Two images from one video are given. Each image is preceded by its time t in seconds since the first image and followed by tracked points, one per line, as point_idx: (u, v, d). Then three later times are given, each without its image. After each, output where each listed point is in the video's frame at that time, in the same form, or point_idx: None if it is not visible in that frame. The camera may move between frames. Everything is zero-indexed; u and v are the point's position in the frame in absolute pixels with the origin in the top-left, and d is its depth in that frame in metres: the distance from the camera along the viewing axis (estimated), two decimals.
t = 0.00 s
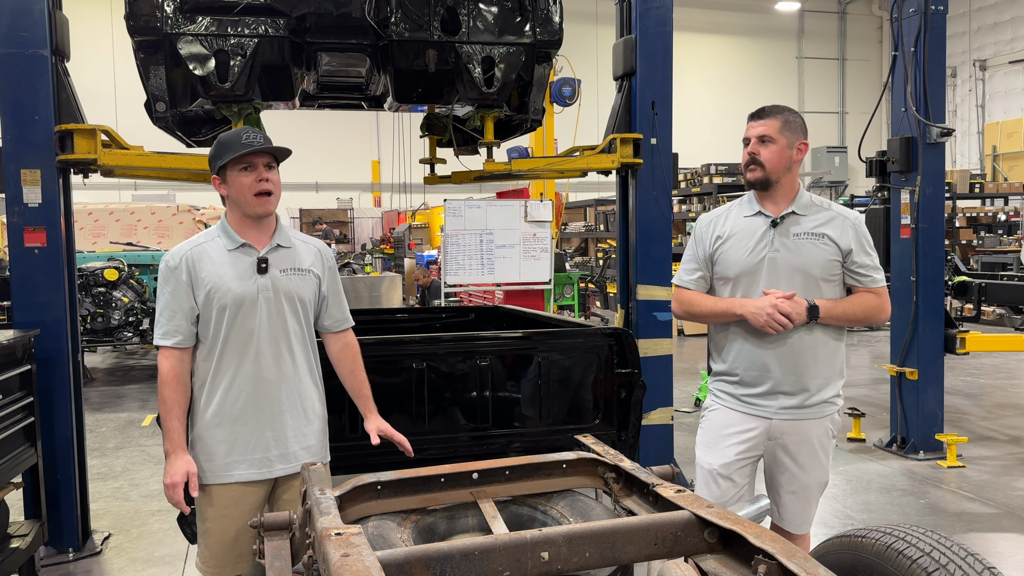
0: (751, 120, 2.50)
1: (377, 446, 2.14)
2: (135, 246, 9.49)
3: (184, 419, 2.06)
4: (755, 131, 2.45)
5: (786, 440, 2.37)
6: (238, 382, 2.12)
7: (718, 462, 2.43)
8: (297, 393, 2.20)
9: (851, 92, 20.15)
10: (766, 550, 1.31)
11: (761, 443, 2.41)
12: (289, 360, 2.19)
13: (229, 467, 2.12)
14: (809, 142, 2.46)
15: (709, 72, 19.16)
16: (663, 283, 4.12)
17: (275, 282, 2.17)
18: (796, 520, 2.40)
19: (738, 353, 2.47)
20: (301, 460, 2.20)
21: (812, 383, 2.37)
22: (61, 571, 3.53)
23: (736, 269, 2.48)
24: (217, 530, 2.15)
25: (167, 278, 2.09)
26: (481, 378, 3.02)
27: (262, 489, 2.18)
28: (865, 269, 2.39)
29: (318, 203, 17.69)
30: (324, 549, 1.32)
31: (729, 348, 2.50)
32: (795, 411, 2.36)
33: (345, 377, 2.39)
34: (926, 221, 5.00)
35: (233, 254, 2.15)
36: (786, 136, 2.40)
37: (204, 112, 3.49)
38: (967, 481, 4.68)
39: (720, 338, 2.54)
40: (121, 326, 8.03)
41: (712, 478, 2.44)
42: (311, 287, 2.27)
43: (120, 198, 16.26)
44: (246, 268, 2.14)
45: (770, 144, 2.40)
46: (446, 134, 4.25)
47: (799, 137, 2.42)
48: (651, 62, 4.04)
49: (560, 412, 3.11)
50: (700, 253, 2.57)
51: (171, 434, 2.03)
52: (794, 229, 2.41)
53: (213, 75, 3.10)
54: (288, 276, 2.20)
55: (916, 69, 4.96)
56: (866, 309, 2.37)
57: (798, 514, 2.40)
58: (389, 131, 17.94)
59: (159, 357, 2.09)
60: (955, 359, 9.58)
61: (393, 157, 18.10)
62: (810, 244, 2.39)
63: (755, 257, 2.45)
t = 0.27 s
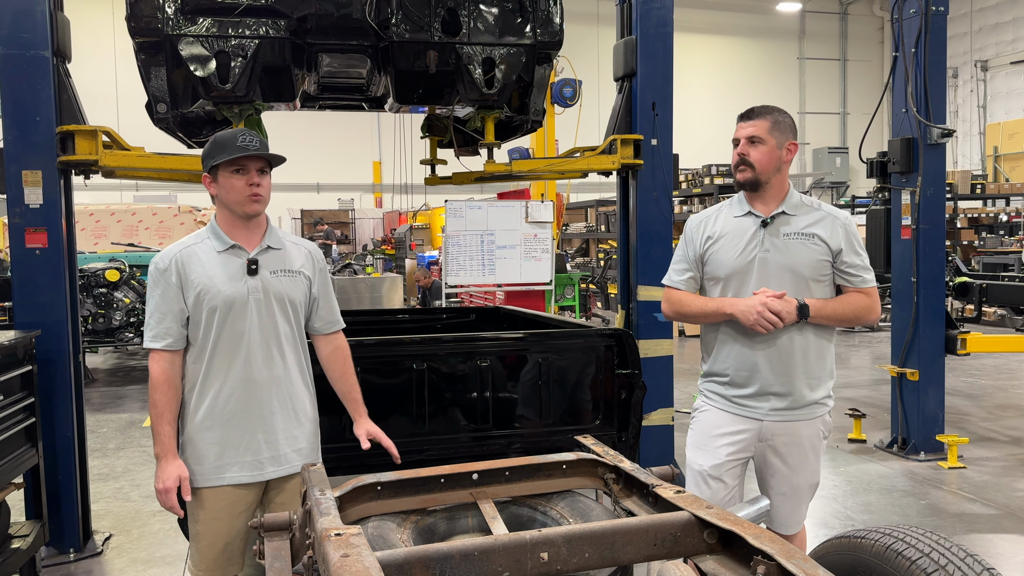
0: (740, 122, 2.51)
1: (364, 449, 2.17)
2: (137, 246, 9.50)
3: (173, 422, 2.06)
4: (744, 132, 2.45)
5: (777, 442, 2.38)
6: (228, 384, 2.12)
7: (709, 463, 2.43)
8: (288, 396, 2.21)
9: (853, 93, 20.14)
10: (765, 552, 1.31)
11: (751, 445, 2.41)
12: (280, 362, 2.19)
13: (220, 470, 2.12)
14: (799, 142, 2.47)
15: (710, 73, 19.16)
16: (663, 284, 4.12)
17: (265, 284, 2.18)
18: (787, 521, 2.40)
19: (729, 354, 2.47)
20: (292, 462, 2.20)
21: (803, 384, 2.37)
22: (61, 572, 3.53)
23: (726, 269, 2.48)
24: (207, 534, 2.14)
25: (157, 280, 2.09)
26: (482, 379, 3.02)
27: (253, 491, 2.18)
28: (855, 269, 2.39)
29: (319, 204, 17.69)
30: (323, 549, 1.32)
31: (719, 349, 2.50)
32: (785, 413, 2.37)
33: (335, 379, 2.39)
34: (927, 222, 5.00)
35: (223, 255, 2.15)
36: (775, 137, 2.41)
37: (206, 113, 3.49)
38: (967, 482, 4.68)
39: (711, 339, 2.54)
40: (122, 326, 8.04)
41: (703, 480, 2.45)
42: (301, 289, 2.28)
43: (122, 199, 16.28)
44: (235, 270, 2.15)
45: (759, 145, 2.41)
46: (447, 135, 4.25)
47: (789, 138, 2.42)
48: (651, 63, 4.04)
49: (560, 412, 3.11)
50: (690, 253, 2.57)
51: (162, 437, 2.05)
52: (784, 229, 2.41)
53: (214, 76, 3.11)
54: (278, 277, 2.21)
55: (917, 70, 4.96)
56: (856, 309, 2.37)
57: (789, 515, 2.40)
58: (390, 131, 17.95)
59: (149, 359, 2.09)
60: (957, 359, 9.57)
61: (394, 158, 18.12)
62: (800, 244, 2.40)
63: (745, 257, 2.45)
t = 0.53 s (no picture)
0: (737, 122, 2.50)
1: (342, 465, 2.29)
2: (137, 247, 9.51)
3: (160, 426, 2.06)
4: (739, 132, 2.44)
5: (774, 443, 2.37)
6: (216, 388, 2.12)
7: (705, 464, 2.43)
8: (276, 399, 2.21)
9: (854, 93, 20.13)
10: (765, 553, 1.31)
11: (748, 446, 2.41)
12: (268, 365, 2.20)
13: (207, 474, 2.12)
14: (795, 143, 2.46)
15: (712, 73, 19.14)
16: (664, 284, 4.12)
17: (253, 287, 2.18)
18: (784, 522, 2.40)
19: (725, 355, 2.46)
20: (280, 466, 2.21)
21: (801, 385, 2.37)
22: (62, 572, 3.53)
23: (722, 270, 2.48)
24: (196, 537, 2.14)
25: (145, 283, 2.09)
26: (483, 380, 3.02)
27: (242, 495, 2.18)
28: (852, 269, 2.39)
29: (320, 204, 17.69)
30: (324, 550, 1.32)
31: (716, 351, 2.50)
32: (782, 414, 2.36)
33: (323, 385, 2.41)
34: (928, 223, 4.99)
35: (212, 258, 2.15)
36: (771, 137, 2.40)
37: (207, 113, 3.49)
38: (969, 483, 4.67)
39: (708, 339, 2.54)
40: (123, 327, 8.05)
41: (699, 481, 2.45)
42: (290, 292, 2.28)
43: (123, 200, 16.29)
44: (224, 272, 2.15)
45: (755, 145, 2.40)
46: (447, 135, 4.25)
47: (784, 138, 2.41)
48: (652, 64, 4.04)
49: (560, 414, 3.11)
50: (686, 254, 2.57)
51: (148, 441, 2.04)
52: (780, 229, 2.41)
53: (215, 77, 3.11)
54: (266, 280, 2.21)
55: (918, 70, 4.96)
56: (853, 310, 2.36)
57: (786, 516, 2.40)
58: (391, 132, 17.96)
59: (137, 362, 2.08)
60: (958, 360, 9.55)
61: (395, 158, 18.13)
62: (796, 245, 2.39)
63: (742, 257, 2.45)
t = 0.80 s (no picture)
0: (742, 122, 2.51)
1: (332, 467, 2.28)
2: (138, 248, 9.51)
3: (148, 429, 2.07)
4: (744, 133, 2.45)
5: (780, 443, 2.37)
6: (205, 391, 2.13)
7: (711, 464, 2.43)
8: (266, 402, 2.21)
9: (855, 93, 20.12)
10: (766, 553, 1.31)
11: (754, 446, 2.41)
12: (258, 368, 2.20)
13: (197, 477, 2.12)
14: (799, 143, 2.47)
15: (712, 74, 19.14)
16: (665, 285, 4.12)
17: (243, 290, 2.18)
18: (790, 522, 2.40)
19: (731, 356, 2.46)
20: (270, 469, 2.21)
21: (806, 385, 2.37)
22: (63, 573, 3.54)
23: (727, 270, 2.48)
24: (186, 539, 2.14)
25: (133, 286, 2.09)
26: (484, 381, 3.02)
27: (232, 498, 2.18)
28: (857, 269, 2.39)
29: (321, 205, 17.70)
30: (325, 551, 1.32)
31: (721, 352, 2.50)
32: (788, 414, 2.36)
33: (311, 389, 2.40)
34: (929, 223, 4.99)
35: (200, 261, 2.15)
36: (776, 138, 2.40)
37: (207, 114, 3.50)
38: (970, 484, 4.67)
39: (713, 339, 2.53)
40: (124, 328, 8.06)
41: (706, 481, 2.45)
42: (280, 295, 2.28)
43: (124, 200, 16.30)
44: (213, 276, 2.15)
45: (760, 145, 2.41)
46: (448, 136, 4.25)
47: (789, 138, 2.42)
48: (652, 65, 4.04)
49: (560, 414, 3.11)
50: (691, 255, 2.57)
51: (136, 444, 2.04)
52: (784, 230, 2.41)
53: (216, 78, 3.12)
54: (256, 283, 2.21)
55: (919, 71, 4.95)
56: (859, 310, 2.37)
57: (792, 515, 2.39)
58: (392, 133, 17.97)
59: (126, 366, 2.09)
60: (959, 361, 9.54)
61: (396, 159, 18.14)
62: (801, 244, 2.39)
63: (746, 258, 2.45)
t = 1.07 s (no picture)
0: (753, 123, 2.50)
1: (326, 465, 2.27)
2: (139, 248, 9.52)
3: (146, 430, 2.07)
4: (755, 134, 2.44)
5: (794, 442, 2.37)
6: (204, 392, 2.13)
7: (726, 464, 2.43)
8: (265, 403, 2.21)
9: (856, 94, 20.11)
10: (768, 553, 1.31)
11: (768, 445, 2.40)
12: (257, 369, 2.20)
13: (196, 478, 2.12)
14: (810, 145, 2.47)
15: (712, 74, 19.14)
16: (666, 285, 4.12)
17: (242, 291, 2.18)
18: (805, 520, 2.39)
19: (744, 357, 2.47)
20: (269, 469, 2.21)
21: (819, 384, 2.37)
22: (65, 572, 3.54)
23: (739, 272, 2.48)
24: (185, 540, 2.14)
25: (132, 287, 2.08)
26: (485, 381, 3.02)
27: (230, 499, 2.19)
28: (868, 270, 2.39)
29: (322, 205, 17.71)
30: (326, 551, 1.33)
31: (734, 353, 2.50)
32: (801, 413, 2.36)
33: (310, 388, 2.41)
34: (931, 223, 4.99)
35: (200, 261, 2.15)
36: (787, 139, 2.40)
37: (208, 114, 3.50)
38: (971, 484, 4.67)
39: (725, 341, 2.54)
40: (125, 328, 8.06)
41: (720, 481, 2.45)
42: (279, 295, 2.28)
43: (125, 200, 16.31)
44: (212, 276, 2.15)
45: (772, 147, 2.40)
46: (449, 137, 4.25)
47: (800, 140, 2.42)
48: (653, 65, 4.04)
49: (563, 414, 3.11)
50: (703, 257, 2.57)
51: (135, 445, 2.04)
52: (796, 231, 2.41)
53: (217, 78, 3.12)
54: (255, 284, 2.21)
55: (920, 71, 4.95)
56: (870, 310, 2.37)
57: (807, 514, 2.39)
58: (393, 133, 17.98)
59: (124, 367, 2.08)
60: (960, 361, 9.54)
61: (397, 159, 18.14)
62: (812, 246, 2.39)
63: (758, 260, 2.45)
